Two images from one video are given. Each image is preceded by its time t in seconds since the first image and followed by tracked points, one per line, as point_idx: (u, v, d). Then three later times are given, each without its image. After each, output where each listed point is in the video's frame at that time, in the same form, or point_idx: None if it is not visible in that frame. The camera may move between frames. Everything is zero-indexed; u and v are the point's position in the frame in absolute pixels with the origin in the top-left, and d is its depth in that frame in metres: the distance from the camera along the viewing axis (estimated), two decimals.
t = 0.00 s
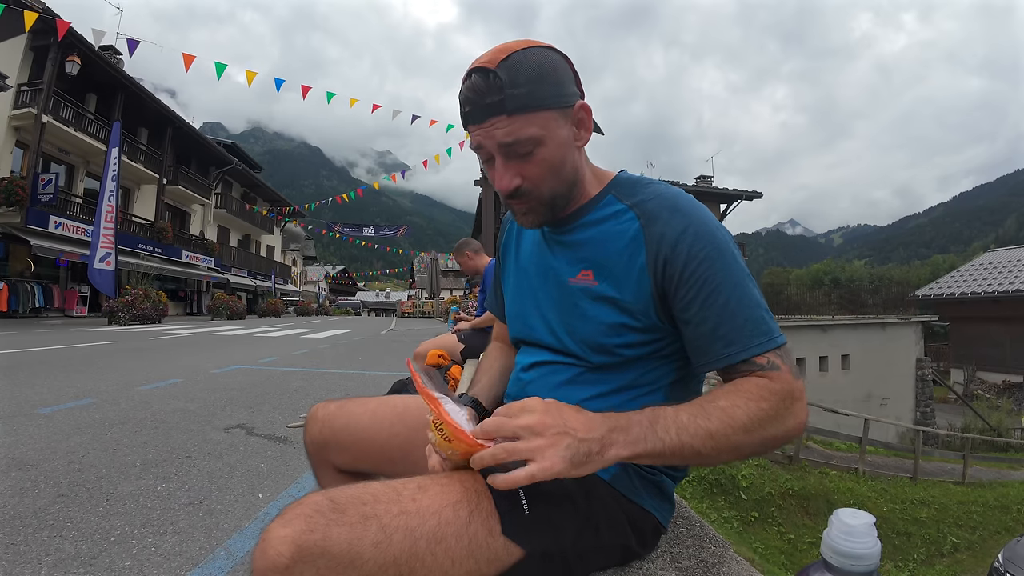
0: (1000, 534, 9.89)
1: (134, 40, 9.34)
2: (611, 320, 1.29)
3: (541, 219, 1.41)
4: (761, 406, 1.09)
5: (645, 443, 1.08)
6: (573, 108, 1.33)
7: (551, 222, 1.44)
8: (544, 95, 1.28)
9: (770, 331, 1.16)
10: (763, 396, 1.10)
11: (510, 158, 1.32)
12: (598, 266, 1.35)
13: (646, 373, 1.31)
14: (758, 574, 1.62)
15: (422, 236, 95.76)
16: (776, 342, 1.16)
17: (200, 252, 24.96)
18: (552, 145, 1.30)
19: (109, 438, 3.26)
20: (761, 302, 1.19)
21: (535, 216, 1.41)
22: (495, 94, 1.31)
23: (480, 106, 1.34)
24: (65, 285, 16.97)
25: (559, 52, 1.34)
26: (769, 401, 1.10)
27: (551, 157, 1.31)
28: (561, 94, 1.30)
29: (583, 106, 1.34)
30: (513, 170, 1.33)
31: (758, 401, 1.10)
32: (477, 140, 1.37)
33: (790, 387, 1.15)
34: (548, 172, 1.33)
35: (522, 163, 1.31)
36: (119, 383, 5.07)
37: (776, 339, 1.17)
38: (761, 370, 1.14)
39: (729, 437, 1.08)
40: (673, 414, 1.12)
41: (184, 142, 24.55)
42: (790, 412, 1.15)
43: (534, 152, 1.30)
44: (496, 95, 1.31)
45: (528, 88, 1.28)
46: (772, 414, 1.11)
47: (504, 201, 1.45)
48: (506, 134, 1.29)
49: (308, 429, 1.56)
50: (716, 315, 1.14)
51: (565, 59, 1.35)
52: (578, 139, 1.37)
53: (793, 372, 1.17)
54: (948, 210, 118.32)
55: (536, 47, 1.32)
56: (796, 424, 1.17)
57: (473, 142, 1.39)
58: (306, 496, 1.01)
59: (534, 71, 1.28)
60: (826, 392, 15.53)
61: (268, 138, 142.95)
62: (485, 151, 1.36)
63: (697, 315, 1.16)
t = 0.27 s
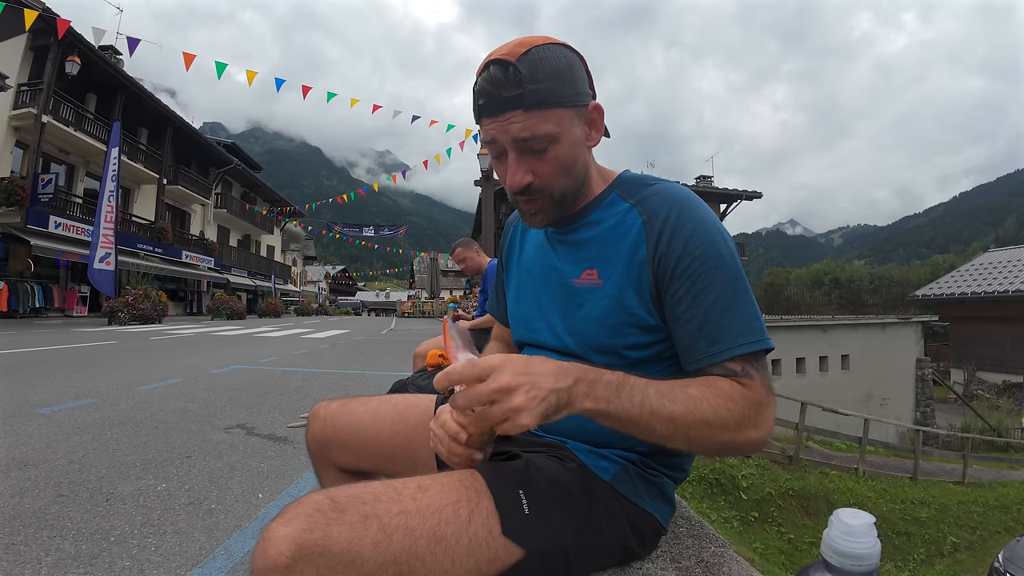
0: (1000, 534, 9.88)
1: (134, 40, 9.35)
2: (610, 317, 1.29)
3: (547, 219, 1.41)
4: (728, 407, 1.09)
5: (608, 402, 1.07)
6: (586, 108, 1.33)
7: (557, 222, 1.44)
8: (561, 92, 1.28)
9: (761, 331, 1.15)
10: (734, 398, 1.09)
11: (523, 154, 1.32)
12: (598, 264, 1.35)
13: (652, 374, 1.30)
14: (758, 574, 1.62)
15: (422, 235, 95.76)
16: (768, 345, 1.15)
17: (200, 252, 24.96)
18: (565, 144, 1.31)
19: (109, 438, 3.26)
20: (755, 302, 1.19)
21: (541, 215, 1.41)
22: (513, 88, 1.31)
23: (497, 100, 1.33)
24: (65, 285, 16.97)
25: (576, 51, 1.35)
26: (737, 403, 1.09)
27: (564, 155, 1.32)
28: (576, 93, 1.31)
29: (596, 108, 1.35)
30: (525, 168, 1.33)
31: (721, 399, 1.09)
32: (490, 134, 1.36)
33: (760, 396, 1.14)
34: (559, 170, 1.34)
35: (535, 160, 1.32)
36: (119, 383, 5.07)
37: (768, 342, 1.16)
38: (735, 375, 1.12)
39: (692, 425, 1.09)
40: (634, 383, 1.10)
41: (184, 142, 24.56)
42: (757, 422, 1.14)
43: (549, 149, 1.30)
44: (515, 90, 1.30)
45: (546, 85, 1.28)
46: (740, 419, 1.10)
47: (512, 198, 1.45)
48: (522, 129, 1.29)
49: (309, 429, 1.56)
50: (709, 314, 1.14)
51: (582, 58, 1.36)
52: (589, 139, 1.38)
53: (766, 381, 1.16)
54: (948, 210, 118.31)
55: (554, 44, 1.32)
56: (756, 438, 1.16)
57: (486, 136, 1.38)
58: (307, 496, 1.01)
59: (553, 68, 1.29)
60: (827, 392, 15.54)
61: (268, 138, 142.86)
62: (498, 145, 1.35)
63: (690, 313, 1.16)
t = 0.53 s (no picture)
0: (1000, 534, 9.88)
1: (133, 41, 9.36)
2: (606, 316, 1.29)
3: (543, 220, 1.41)
4: (707, 411, 1.08)
5: (581, 411, 1.11)
6: (584, 112, 1.34)
7: (555, 223, 1.44)
8: (561, 95, 1.29)
9: (752, 329, 1.15)
10: (715, 402, 1.09)
11: (521, 157, 1.32)
12: (595, 265, 1.35)
13: (651, 374, 1.30)
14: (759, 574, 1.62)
15: (421, 236, 95.69)
16: (759, 344, 1.14)
17: (200, 252, 24.95)
18: (564, 147, 1.31)
19: (109, 438, 3.26)
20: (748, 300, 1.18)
21: (538, 216, 1.41)
22: (512, 91, 1.31)
23: (496, 103, 1.33)
24: (65, 285, 16.97)
25: (575, 54, 1.35)
26: (720, 408, 1.09)
27: (562, 158, 1.32)
28: (575, 96, 1.31)
29: (594, 111, 1.35)
30: (523, 170, 1.33)
31: (701, 399, 1.09)
32: (489, 136, 1.36)
33: (744, 399, 1.12)
34: (557, 172, 1.34)
35: (533, 161, 1.32)
36: (119, 383, 5.07)
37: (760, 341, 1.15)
38: (717, 378, 1.12)
39: (669, 430, 1.10)
40: (614, 385, 1.13)
41: (184, 142, 24.55)
42: (740, 425, 1.13)
43: (546, 152, 1.30)
44: (514, 93, 1.30)
45: (544, 88, 1.29)
46: (721, 422, 1.10)
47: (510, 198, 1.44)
48: (520, 133, 1.29)
49: (309, 429, 1.56)
50: (701, 313, 1.14)
51: (581, 62, 1.36)
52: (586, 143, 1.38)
53: (750, 384, 1.14)
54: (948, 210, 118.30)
55: (554, 47, 1.33)
56: (743, 440, 1.15)
57: (485, 137, 1.38)
58: (307, 496, 1.01)
59: (553, 71, 1.29)
60: (827, 392, 15.53)
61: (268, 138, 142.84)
62: (497, 147, 1.35)
63: (683, 311, 1.16)
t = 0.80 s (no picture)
0: (1000, 534, 9.87)
1: (133, 41, 9.37)
2: (600, 314, 1.29)
3: (538, 221, 1.41)
4: (676, 413, 1.09)
5: (545, 421, 1.13)
6: (578, 115, 1.34)
7: (550, 223, 1.45)
8: (554, 100, 1.28)
9: (735, 328, 1.14)
10: (686, 404, 1.09)
11: (515, 164, 1.32)
12: (590, 264, 1.35)
13: (646, 374, 1.31)
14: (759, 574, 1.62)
15: (421, 236, 95.71)
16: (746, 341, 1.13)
17: (200, 252, 24.95)
18: (558, 152, 1.31)
19: (109, 438, 3.26)
20: (736, 297, 1.17)
21: (533, 218, 1.41)
22: (505, 98, 1.30)
23: (491, 110, 1.32)
24: (65, 285, 16.97)
25: (568, 57, 1.35)
26: (689, 409, 1.09)
27: (557, 162, 1.32)
28: (569, 98, 1.31)
29: (588, 113, 1.35)
30: (518, 175, 1.33)
31: (669, 401, 1.10)
32: (484, 142, 1.36)
33: (719, 400, 1.11)
34: (552, 175, 1.34)
35: (528, 168, 1.32)
36: (119, 383, 5.07)
37: (745, 339, 1.14)
38: (691, 378, 1.11)
39: (634, 435, 1.11)
40: (581, 392, 1.16)
41: (184, 142, 24.55)
42: (712, 426, 1.12)
43: (539, 157, 1.30)
44: (507, 100, 1.30)
45: (538, 94, 1.27)
46: (690, 425, 1.10)
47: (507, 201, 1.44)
48: (515, 138, 1.29)
49: (309, 429, 1.56)
50: (688, 308, 1.14)
51: (574, 64, 1.36)
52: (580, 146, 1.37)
53: (728, 385, 1.12)
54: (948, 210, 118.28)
55: (545, 52, 1.32)
56: (730, 437, 1.14)
57: (479, 143, 1.38)
58: (307, 496, 1.01)
59: (545, 76, 1.28)
60: (827, 392, 15.53)
61: (268, 138, 142.87)
62: (492, 154, 1.34)
63: (669, 307, 1.16)
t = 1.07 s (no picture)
0: (1000, 533, 9.87)
1: (133, 41, 9.38)
2: (594, 314, 1.29)
3: (532, 224, 1.41)
4: (668, 409, 1.09)
5: (539, 414, 1.13)
6: (567, 117, 1.33)
7: (543, 226, 1.45)
8: (541, 104, 1.28)
9: (728, 324, 1.13)
10: (679, 400, 1.09)
11: (506, 167, 1.32)
12: (583, 264, 1.35)
13: (640, 372, 1.30)
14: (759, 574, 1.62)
15: (422, 236, 95.71)
16: (738, 338, 1.13)
17: (200, 252, 24.95)
18: (546, 155, 1.31)
19: (109, 438, 3.26)
20: (727, 294, 1.16)
21: (526, 221, 1.41)
22: (492, 104, 1.30)
23: (479, 117, 1.33)
24: (65, 285, 16.97)
25: (555, 61, 1.35)
26: (681, 406, 1.09)
27: (546, 165, 1.32)
28: (557, 102, 1.31)
29: (577, 116, 1.35)
30: (508, 179, 1.33)
31: (663, 397, 1.10)
32: (473, 148, 1.36)
33: (712, 397, 1.10)
34: (543, 178, 1.33)
35: (518, 171, 1.32)
36: (119, 383, 5.07)
37: (737, 335, 1.14)
38: (683, 375, 1.11)
39: (627, 431, 1.10)
40: (578, 387, 1.15)
41: (184, 142, 24.55)
42: (705, 423, 1.12)
43: (529, 161, 1.30)
44: (494, 106, 1.30)
45: (526, 99, 1.28)
46: (681, 423, 1.10)
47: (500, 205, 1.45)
48: (503, 143, 1.29)
49: (308, 430, 1.56)
50: (679, 305, 1.14)
51: (562, 68, 1.36)
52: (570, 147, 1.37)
53: (719, 382, 1.12)
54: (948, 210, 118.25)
55: (532, 56, 1.32)
56: (721, 432, 1.15)
57: (469, 149, 1.38)
58: (307, 496, 1.01)
59: (532, 80, 1.29)
60: (827, 392, 15.53)
61: (268, 138, 142.89)
62: (482, 159, 1.35)
63: (661, 305, 1.16)
